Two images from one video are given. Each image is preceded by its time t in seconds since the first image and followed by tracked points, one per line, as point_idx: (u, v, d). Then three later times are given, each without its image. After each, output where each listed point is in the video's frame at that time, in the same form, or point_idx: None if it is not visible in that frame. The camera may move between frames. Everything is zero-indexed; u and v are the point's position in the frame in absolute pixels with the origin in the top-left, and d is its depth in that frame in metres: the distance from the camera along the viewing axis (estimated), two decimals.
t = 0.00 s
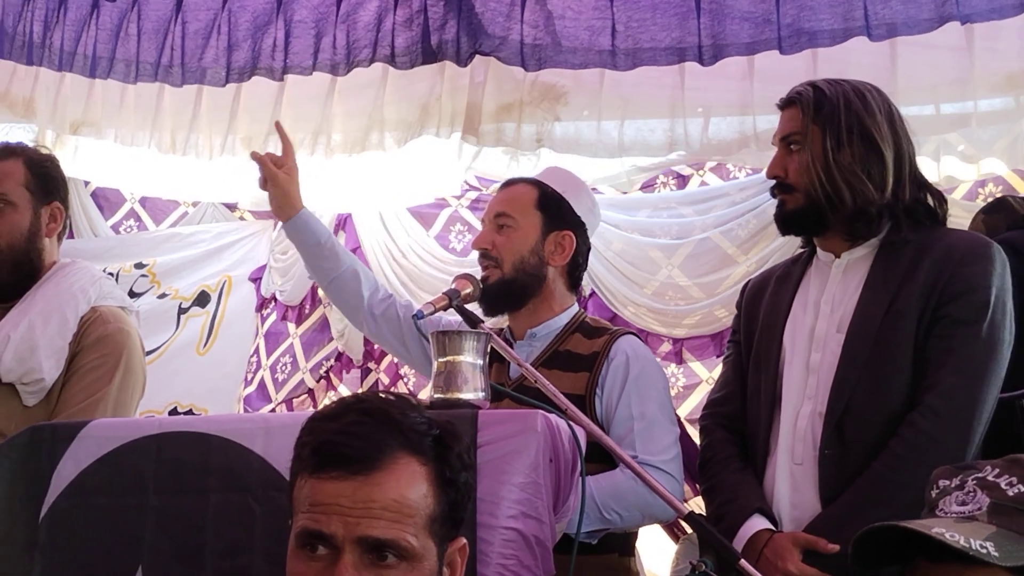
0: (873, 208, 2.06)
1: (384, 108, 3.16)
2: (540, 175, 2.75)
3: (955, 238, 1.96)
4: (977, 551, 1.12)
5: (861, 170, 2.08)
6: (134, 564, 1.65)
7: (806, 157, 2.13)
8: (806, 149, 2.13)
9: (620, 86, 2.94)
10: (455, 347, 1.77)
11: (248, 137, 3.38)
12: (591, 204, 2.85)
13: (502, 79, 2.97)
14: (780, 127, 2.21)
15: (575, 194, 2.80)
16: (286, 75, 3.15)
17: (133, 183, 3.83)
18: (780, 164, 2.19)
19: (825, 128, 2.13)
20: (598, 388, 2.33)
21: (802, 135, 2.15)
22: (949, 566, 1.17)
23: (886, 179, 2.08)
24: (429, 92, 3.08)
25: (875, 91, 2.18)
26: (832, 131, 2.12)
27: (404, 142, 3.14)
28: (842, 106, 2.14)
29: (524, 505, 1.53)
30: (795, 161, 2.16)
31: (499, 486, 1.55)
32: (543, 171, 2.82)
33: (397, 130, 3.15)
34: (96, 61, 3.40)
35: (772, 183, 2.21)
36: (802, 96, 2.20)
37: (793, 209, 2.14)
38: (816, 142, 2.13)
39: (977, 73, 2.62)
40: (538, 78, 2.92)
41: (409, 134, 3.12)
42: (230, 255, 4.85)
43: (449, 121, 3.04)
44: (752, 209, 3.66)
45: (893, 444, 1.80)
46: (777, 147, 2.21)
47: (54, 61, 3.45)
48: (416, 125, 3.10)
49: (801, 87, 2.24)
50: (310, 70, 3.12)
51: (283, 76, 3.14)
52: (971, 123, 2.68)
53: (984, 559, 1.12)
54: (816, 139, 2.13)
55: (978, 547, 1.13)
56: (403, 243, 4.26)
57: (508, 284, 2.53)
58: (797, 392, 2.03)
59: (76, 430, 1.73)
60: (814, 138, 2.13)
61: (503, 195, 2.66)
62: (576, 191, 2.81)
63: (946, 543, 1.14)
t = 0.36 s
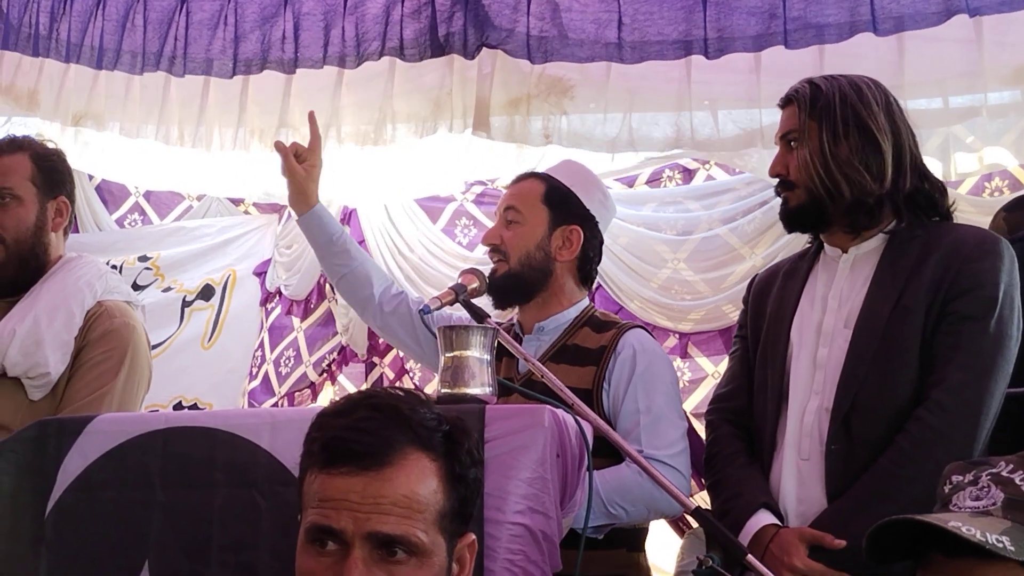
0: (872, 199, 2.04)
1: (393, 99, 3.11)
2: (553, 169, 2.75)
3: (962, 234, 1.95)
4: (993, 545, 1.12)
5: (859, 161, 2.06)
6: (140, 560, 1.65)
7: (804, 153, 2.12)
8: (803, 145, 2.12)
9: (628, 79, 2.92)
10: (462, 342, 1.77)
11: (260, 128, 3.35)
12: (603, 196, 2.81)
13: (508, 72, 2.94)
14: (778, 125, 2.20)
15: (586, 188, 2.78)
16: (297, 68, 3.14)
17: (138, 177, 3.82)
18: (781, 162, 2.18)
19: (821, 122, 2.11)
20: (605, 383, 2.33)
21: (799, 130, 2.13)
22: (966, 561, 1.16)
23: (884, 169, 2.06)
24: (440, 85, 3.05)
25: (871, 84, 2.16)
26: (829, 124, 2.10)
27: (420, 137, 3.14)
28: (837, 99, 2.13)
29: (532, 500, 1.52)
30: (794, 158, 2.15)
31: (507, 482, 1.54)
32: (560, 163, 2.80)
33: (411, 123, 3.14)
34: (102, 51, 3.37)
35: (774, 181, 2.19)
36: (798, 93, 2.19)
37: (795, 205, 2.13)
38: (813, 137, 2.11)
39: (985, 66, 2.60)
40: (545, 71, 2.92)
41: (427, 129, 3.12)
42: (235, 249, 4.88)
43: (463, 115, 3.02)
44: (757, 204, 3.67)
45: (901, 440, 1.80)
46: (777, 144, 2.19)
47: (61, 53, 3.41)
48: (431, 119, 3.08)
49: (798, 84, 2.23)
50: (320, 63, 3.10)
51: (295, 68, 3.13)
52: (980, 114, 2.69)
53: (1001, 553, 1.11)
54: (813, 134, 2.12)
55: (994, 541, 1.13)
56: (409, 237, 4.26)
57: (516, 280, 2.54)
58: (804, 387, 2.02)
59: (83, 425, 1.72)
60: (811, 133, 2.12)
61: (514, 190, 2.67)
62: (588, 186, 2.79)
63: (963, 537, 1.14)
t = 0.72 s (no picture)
0: (882, 199, 2.04)
1: (404, 100, 3.12)
2: (572, 170, 2.74)
3: (977, 234, 1.94)
4: (1010, 549, 1.11)
5: (868, 161, 2.05)
6: (152, 561, 1.65)
7: (814, 155, 2.11)
8: (813, 147, 2.11)
9: (638, 81, 2.92)
10: (473, 344, 1.77)
11: (267, 129, 3.34)
12: (623, 197, 2.78)
13: (518, 72, 2.92)
14: (788, 128, 2.19)
15: (605, 190, 2.75)
16: (309, 70, 3.14)
17: (148, 178, 3.83)
18: (791, 165, 2.17)
19: (830, 124, 2.10)
20: (614, 384, 2.33)
21: (808, 133, 2.13)
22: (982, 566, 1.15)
23: (895, 169, 2.05)
24: (449, 86, 3.06)
25: (879, 82, 2.15)
26: (837, 125, 2.09)
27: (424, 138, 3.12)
28: (845, 100, 2.12)
29: (543, 502, 1.52)
30: (804, 160, 2.14)
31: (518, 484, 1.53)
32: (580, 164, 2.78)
33: (420, 124, 3.12)
34: (115, 52, 3.38)
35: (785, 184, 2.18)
36: (807, 95, 2.18)
37: (807, 208, 2.12)
38: (822, 139, 2.10)
39: (996, 66, 2.59)
40: (554, 73, 2.90)
41: (432, 130, 3.10)
42: (245, 250, 4.90)
43: (473, 118, 3.01)
44: (767, 203, 3.65)
45: (915, 441, 1.79)
46: (788, 147, 2.18)
47: (75, 52, 3.41)
48: (439, 121, 3.08)
49: (807, 85, 2.22)
50: (332, 65, 3.11)
51: (307, 70, 3.14)
52: (991, 115, 2.66)
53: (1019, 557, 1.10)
54: (823, 137, 2.10)
55: (1010, 545, 1.12)
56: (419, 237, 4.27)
57: (530, 278, 2.55)
58: (818, 390, 2.02)
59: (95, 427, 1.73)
60: (820, 136, 2.11)
61: (532, 190, 2.68)
62: (607, 188, 2.76)
63: (979, 541, 1.13)
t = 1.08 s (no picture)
0: (893, 215, 2.03)
1: (409, 110, 3.11)
2: (583, 183, 2.76)
3: (994, 248, 1.93)
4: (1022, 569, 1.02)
5: (879, 177, 2.05)
6: None
7: (824, 173, 2.10)
8: (823, 165, 2.11)
9: (646, 93, 2.92)
10: (482, 360, 1.77)
11: (275, 139, 3.34)
12: (631, 210, 2.79)
13: (525, 83, 2.92)
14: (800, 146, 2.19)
15: (614, 204, 2.74)
16: (317, 79, 3.13)
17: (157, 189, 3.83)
18: (803, 183, 2.16)
19: (840, 141, 2.10)
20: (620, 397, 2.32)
21: (818, 149, 2.12)
22: None
23: (906, 184, 2.04)
24: (453, 97, 3.04)
25: (889, 96, 2.14)
26: (847, 141, 2.09)
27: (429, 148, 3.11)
28: (854, 115, 2.11)
29: (554, 519, 1.51)
30: (816, 178, 2.13)
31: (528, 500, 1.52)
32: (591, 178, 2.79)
33: (424, 134, 3.12)
34: (126, 63, 3.39)
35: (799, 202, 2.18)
36: (817, 112, 2.17)
37: (821, 225, 2.11)
38: (832, 156, 2.09)
39: (1007, 79, 2.58)
40: (562, 83, 2.89)
41: (436, 140, 3.10)
42: (253, 261, 4.92)
43: (474, 128, 2.99)
44: (776, 214, 3.68)
45: (932, 457, 1.78)
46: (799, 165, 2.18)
47: (86, 64, 3.42)
48: (442, 131, 3.07)
49: (818, 102, 2.21)
50: (338, 74, 3.10)
51: (315, 79, 3.12)
52: (1003, 128, 2.62)
53: None
54: (832, 154, 2.10)
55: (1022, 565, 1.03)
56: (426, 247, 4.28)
57: (533, 288, 2.55)
58: (835, 404, 2.01)
59: (105, 442, 1.73)
60: (830, 152, 2.10)
61: (541, 201, 2.69)
62: (616, 200, 2.76)
63: (989, 563, 1.04)
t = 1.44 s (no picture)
0: (883, 221, 2.02)
1: (402, 112, 3.07)
2: (558, 185, 2.71)
3: (990, 252, 1.92)
4: None
5: (868, 184, 2.04)
6: None
7: (813, 180, 2.09)
8: (812, 172, 2.09)
9: (636, 97, 2.90)
10: (472, 365, 1.74)
11: (266, 142, 3.33)
12: (611, 211, 2.75)
13: (516, 88, 2.88)
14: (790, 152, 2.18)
15: (593, 206, 2.72)
16: (308, 82, 3.10)
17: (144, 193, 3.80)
18: (795, 189, 2.15)
19: (828, 147, 2.08)
20: (608, 401, 2.31)
21: (808, 156, 2.11)
22: None
23: (897, 189, 2.03)
24: (447, 100, 3.03)
25: (877, 100, 2.12)
26: (835, 148, 2.07)
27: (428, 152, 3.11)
28: (842, 120, 2.10)
29: (544, 525, 1.49)
30: (806, 185, 2.12)
31: (519, 507, 1.50)
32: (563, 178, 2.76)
33: (421, 137, 3.12)
34: (113, 66, 3.36)
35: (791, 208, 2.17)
36: (805, 119, 2.16)
37: (813, 232, 2.10)
38: (820, 163, 2.08)
39: (999, 82, 2.58)
40: (553, 88, 2.88)
41: (433, 144, 3.09)
42: (240, 266, 4.87)
43: (472, 132, 3.02)
44: (766, 218, 3.68)
45: (929, 463, 1.77)
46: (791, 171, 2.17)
47: (70, 67, 3.38)
48: (438, 134, 3.06)
49: (807, 108, 2.20)
50: (330, 77, 3.06)
51: (307, 82, 3.10)
52: (995, 132, 2.63)
53: None
54: (821, 160, 2.08)
55: None
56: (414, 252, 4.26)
57: (519, 297, 2.52)
58: (831, 410, 1.99)
59: (88, 449, 1.70)
60: (819, 159, 2.09)
61: (519, 208, 2.67)
62: (596, 204, 2.73)
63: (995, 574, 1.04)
